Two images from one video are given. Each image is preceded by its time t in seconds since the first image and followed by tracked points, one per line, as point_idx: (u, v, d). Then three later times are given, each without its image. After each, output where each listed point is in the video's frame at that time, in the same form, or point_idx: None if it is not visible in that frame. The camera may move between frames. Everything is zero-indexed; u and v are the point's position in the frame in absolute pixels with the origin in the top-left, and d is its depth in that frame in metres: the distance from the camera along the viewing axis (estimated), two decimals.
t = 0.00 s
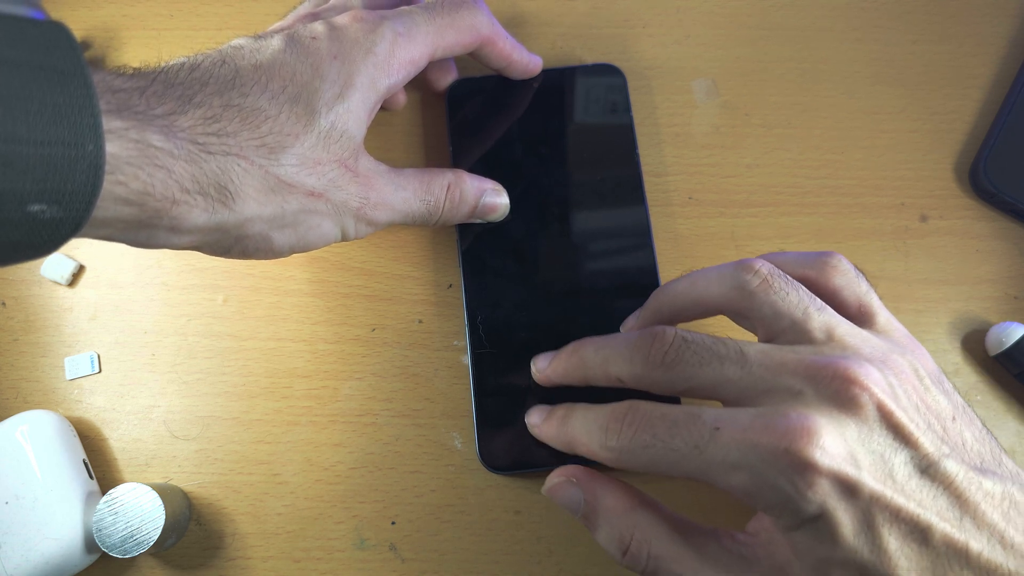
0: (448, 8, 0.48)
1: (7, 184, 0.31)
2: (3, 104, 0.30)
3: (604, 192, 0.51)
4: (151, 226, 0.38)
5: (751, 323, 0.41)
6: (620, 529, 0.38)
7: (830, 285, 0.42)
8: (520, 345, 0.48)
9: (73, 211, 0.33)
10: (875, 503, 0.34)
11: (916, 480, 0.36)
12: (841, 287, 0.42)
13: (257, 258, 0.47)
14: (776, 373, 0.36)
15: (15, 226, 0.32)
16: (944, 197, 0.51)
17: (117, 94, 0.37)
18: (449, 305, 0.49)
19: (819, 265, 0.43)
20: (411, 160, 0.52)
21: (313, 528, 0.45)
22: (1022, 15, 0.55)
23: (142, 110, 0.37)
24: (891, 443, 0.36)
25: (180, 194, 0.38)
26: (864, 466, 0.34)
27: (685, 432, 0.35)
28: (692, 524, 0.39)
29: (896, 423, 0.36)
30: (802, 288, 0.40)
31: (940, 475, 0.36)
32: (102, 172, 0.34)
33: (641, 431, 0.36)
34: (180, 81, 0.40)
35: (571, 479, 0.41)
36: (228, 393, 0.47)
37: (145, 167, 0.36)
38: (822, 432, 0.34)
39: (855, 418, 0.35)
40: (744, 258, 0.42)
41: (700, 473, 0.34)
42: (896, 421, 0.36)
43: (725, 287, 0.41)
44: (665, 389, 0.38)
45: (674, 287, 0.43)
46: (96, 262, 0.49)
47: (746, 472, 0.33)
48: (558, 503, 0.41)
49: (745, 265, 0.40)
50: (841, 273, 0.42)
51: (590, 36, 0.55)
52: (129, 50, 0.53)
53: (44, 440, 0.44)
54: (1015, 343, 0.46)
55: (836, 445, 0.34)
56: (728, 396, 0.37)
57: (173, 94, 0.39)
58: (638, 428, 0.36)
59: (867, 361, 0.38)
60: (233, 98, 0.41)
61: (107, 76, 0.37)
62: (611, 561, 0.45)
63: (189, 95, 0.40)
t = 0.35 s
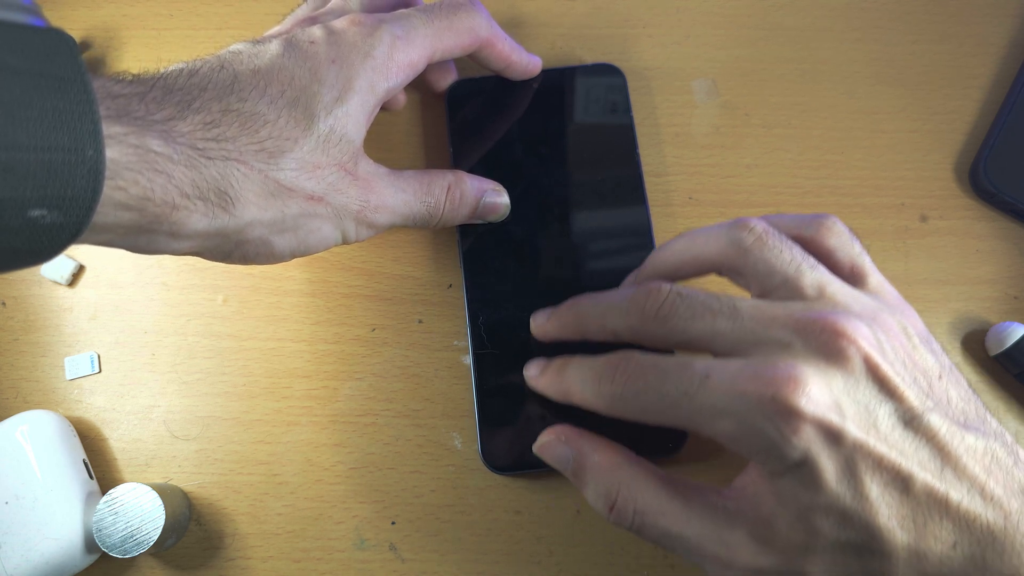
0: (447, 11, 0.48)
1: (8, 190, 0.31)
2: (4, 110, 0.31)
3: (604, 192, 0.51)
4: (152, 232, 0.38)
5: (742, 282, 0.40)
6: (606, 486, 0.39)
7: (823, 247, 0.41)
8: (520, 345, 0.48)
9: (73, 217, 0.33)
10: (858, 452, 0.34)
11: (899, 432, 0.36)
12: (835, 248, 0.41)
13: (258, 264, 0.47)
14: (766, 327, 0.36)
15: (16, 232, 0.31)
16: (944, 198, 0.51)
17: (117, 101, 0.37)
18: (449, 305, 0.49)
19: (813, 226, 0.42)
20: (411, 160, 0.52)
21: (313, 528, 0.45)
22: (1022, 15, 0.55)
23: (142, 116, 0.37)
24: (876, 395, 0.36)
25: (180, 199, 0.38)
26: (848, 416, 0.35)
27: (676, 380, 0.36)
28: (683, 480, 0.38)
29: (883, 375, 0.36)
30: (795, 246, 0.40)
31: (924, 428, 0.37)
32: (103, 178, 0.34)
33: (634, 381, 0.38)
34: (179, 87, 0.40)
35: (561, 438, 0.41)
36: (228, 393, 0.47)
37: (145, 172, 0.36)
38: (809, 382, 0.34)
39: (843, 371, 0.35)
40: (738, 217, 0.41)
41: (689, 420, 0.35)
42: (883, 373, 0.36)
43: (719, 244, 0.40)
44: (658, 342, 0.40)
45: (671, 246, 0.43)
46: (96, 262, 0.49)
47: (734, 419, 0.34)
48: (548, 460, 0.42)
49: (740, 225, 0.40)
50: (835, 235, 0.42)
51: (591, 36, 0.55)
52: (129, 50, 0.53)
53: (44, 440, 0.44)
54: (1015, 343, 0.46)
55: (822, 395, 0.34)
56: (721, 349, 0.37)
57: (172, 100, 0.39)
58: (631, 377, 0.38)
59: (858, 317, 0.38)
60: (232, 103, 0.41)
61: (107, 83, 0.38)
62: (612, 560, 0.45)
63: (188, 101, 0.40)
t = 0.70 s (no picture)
0: (446, 12, 0.48)
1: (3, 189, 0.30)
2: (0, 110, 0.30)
3: (604, 192, 0.51)
4: (149, 233, 0.38)
5: (730, 234, 0.43)
6: (587, 423, 0.41)
7: (809, 204, 0.45)
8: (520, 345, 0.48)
9: (69, 216, 0.33)
10: (830, 397, 0.37)
11: (870, 379, 0.38)
12: (820, 206, 0.45)
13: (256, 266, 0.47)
14: (749, 277, 0.39)
15: (12, 232, 0.31)
16: (944, 198, 0.51)
17: (114, 101, 0.37)
18: (450, 305, 0.49)
19: (800, 186, 0.46)
20: (411, 160, 0.51)
21: (313, 528, 0.45)
22: (1022, 15, 0.55)
23: (139, 117, 0.37)
24: (850, 344, 0.39)
25: (177, 201, 0.38)
26: (822, 362, 0.37)
27: (661, 323, 0.38)
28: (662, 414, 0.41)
29: (858, 326, 0.39)
30: (782, 203, 0.43)
31: (894, 378, 0.39)
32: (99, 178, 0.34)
33: (621, 325, 0.40)
34: (177, 88, 0.40)
35: (546, 376, 0.44)
36: (228, 393, 0.47)
37: (142, 173, 0.36)
38: (786, 327, 0.37)
39: (821, 320, 0.38)
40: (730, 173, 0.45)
41: (672, 360, 0.38)
42: (859, 324, 0.39)
43: (710, 199, 0.43)
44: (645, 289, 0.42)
45: (662, 201, 0.45)
46: (96, 262, 0.49)
47: (713, 360, 0.36)
48: (534, 397, 0.44)
49: (730, 177, 0.43)
50: (820, 192, 0.45)
51: (591, 36, 0.55)
52: (129, 50, 0.53)
53: (44, 440, 0.44)
54: (1015, 343, 0.46)
55: (798, 340, 0.37)
56: (704, 296, 0.39)
57: (169, 101, 0.39)
58: (618, 321, 0.40)
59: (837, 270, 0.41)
60: (230, 105, 0.41)
61: (104, 84, 0.38)
62: (612, 560, 0.45)
63: (186, 102, 0.40)
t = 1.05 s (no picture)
0: (449, 11, 0.47)
1: None
2: None
3: (604, 191, 0.51)
4: (153, 232, 0.38)
5: (713, 210, 0.44)
6: (573, 386, 0.41)
7: (792, 180, 0.46)
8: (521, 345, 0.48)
9: (68, 213, 0.33)
10: (802, 365, 0.37)
11: (844, 348, 0.39)
12: (804, 183, 0.46)
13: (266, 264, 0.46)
14: (727, 248, 0.39)
15: (10, 230, 0.31)
16: (944, 197, 0.51)
17: (113, 98, 0.37)
18: (450, 305, 0.48)
19: (784, 163, 0.46)
20: (411, 160, 0.51)
21: (313, 528, 0.45)
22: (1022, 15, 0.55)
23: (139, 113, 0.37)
24: (826, 313, 0.39)
25: (179, 196, 0.37)
26: (797, 330, 0.38)
27: (643, 292, 0.38)
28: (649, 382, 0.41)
29: (834, 296, 0.39)
30: (764, 179, 0.44)
31: (868, 347, 0.39)
32: (96, 173, 0.33)
33: (604, 294, 0.40)
34: (179, 86, 0.40)
35: (537, 337, 0.43)
36: (228, 393, 0.47)
37: (141, 168, 0.36)
38: (761, 296, 0.37)
39: (797, 290, 0.39)
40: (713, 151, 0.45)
41: (653, 328, 0.38)
42: (835, 295, 0.39)
43: (694, 174, 0.44)
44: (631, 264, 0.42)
45: (649, 176, 0.46)
46: (96, 262, 0.49)
47: (691, 328, 0.36)
48: (524, 357, 0.44)
49: (713, 155, 0.44)
50: (805, 170, 0.46)
51: (591, 35, 0.55)
52: (128, 50, 0.53)
53: (44, 440, 0.44)
54: (1015, 343, 0.46)
55: (773, 309, 0.37)
56: (687, 268, 0.40)
57: (170, 97, 0.39)
58: (601, 291, 0.40)
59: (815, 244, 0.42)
60: (234, 100, 0.41)
61: (104, 81, 0.38)
62: (612, 560, 0.45)
63: (188, 98, 0.40)
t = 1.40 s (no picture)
0: None
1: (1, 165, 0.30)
2: None
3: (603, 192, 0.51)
4: (158, 215, 0.38)
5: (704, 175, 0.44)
6: (561, 344, 0.42)
7: (784, 148, 0.46)
8: (523, 345, 0.47)
9: (70, 192, 0.32)
10: (784, 323, 0.38)
11: (827, 311, 0.39)
12: (796, 151, 0.46)
13: (270, 246, 0.46)
14: (715, 211, 0.40)
15: (14, 210, 0.31)
16: (944, 198, 0.51)
17: (104, 82, 0.37)
18: (449, 306, 0.48)
19: (776, 131, 0.46)
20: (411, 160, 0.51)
21: (313, 528, 0.45)
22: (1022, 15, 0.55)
23: (131, 96, 0.37)
24: (809, 277, 0.40)
25: (181, 177, 0.37)
26: (780, 290, 0.38)
27: (631, 250, 0.39)
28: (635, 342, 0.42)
29: (818, 260, 0.40)
30: (756, 145, 0.44)
31: (851, 311, 0.40)
32: (96, 150, 0.33)
33: (594, 252, 0.41)
34: (166, 69, 0.40)
35: (530, 296, 0.44)
36: (228, 393, 0.47)
37: (140, 149, 0.36)
38: (745, 256, 0.38)
39: (782, 253, 0.39)
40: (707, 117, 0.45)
41: (639, 286, 0.39)
42: (820, 259, 0.40)
43: (688, 139, 0.44)
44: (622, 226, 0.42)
45: (645, 140, 0.46)
46: (95, 262, 0.49)
47: (676, 285, 0.37)
48: (515, 316, 0.44)
49: (707, 120, 0.44)
50: (796, 139, 0.46)
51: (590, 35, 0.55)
52: (128, 50, 0.53)
53: (44, 439, 0.44)
54: (1015, 343, 0.46)
55: (757, 269, 0.38)
56: (676, 229, 0.40)
57: (161, 81, 0.39)
58: (591, 249, 0.41)
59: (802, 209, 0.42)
60: (221, 78, 0.41)
61: (95, 69, 0.38)
62: (611, 560, 0.45)
63: (176, 80, 0.39)
